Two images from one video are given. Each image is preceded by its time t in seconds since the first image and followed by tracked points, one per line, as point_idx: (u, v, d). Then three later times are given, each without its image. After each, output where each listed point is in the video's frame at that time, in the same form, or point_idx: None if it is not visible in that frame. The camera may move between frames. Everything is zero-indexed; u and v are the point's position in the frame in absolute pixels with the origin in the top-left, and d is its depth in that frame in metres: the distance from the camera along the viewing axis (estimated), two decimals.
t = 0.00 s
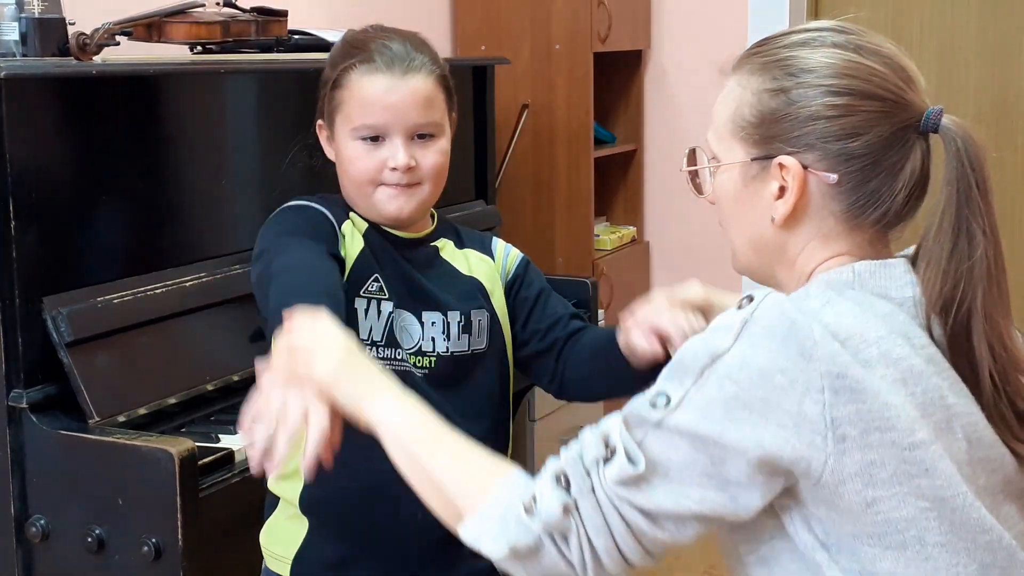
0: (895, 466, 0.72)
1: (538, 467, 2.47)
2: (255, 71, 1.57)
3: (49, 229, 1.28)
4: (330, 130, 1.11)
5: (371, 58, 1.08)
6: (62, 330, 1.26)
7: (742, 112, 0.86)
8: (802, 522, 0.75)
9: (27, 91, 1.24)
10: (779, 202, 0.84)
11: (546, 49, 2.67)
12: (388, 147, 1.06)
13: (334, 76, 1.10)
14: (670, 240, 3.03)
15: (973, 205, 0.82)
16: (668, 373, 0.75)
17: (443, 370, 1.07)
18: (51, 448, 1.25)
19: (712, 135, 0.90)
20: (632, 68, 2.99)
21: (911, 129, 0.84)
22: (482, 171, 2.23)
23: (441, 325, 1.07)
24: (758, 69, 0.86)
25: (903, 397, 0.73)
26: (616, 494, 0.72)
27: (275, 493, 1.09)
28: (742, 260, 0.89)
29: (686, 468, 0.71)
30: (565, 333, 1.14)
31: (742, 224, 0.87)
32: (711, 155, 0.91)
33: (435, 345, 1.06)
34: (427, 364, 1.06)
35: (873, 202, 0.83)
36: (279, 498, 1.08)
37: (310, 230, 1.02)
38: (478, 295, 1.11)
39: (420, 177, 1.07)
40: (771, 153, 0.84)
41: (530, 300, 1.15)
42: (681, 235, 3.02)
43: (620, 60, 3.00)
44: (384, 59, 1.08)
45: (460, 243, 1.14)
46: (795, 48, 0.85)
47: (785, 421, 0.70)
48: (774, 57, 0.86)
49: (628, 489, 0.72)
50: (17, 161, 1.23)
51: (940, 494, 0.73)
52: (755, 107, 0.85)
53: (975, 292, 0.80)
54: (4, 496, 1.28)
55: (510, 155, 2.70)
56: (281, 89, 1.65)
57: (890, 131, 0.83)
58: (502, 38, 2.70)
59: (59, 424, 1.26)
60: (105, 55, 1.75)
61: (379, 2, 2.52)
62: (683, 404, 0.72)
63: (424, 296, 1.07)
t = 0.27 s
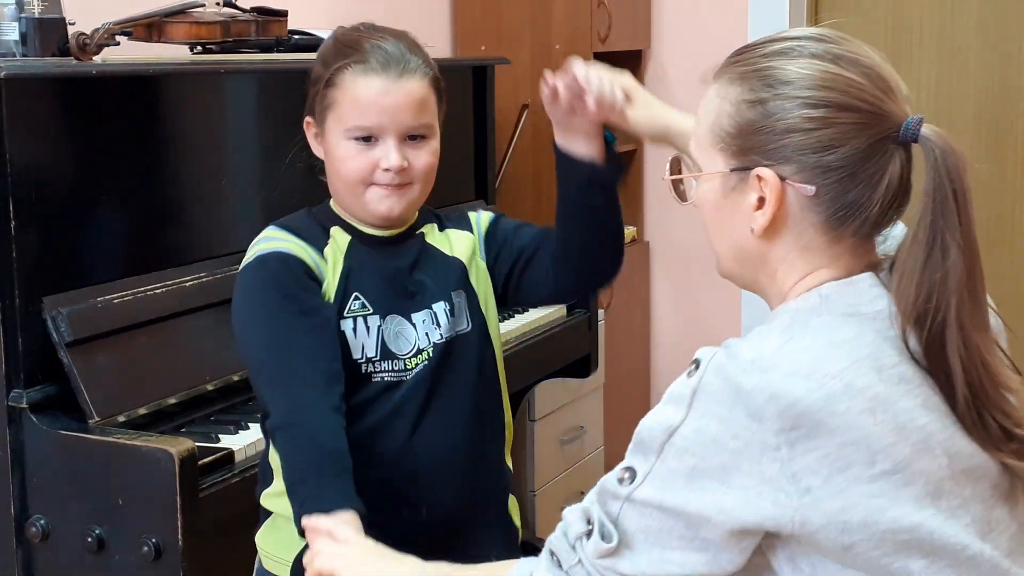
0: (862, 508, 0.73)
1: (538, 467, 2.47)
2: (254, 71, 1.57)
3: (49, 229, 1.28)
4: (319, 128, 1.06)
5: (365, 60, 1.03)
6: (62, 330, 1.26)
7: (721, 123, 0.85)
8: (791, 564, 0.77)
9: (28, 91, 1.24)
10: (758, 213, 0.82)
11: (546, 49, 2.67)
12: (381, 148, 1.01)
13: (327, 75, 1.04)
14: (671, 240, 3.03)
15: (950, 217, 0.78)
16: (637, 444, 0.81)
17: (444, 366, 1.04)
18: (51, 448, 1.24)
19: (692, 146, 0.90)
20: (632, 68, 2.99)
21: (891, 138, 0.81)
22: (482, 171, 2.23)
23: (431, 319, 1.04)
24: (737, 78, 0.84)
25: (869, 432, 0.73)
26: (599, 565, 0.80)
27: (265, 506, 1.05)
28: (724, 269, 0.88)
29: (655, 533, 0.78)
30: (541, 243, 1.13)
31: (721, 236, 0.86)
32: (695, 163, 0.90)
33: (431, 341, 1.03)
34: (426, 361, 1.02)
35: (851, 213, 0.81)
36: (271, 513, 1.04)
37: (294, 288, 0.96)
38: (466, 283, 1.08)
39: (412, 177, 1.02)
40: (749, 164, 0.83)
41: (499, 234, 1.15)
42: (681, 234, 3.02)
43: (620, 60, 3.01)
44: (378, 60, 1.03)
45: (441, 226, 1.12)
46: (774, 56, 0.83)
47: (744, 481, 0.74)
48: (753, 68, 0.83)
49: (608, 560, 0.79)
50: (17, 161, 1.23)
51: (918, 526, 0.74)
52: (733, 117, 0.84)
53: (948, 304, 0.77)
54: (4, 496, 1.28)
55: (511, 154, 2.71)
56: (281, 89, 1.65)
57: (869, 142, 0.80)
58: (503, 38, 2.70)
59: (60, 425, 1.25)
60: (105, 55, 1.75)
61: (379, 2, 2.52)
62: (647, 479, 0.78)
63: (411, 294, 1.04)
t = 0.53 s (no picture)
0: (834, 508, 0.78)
1: (538, 467, 2.47)
2: (255, 71, 1.57)
3: (49, 229, 1.28)
4: (295, 129, 1.05)
5: (343, 60, 1.02)
6: (62, 330, 1.26)
7: (709, 131, 0.88)
8: (773, 559, 0.81)
9: (28, 91, 1.24)
10: (748, 219, 0.85)
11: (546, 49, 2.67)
12: (358, 150, 1.00)
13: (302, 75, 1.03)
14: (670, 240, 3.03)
15: (934, 217, 0.81)
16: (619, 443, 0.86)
17: (428, 365, 1.05)
18: (51, 448, 1.25)
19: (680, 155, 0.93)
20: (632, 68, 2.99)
21: (875, 143, 0.84)
22: (482, 171, 2.23)
23: (411, 318, 1.04)
24: (723, 87, 0.88)
25: (846, 434, 0.77)
26: (581, 555, 0.85)
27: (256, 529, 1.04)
28: (716, 275, 0.91)
29: (635, 528, 0.83)
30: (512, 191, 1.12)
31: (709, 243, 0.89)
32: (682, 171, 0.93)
33: (413, 336, 1.04)
34: (409, 357, 1.03)
35: (839, 216, 0.84)
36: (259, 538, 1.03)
37: (258, 318, 0.96)
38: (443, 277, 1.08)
39: (390, 179, 1.01)
40: (738, 172, 0.86)
41: (468, 201, 1.14)
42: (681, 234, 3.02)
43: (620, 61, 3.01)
44: (356, 60, 1.02)
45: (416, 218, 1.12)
46: (759, 65, 0.86)
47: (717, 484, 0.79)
48: (740, 75, 0.87)
49: (588, 551, 0.84)
50: (17, 161, 1.23)
51: (895, 525, 0.77)
52: (722, 125, 0.87)
53: (928, 303, 0.80)
54: (4, 495, 1.28)
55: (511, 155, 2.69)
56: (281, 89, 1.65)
57: (855, 146, 0.84)
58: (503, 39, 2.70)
59: (59, 424, 1.25)
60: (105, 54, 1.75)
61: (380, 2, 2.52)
62: (625, 476, 0.83)
63: (390, 292, 1.04)
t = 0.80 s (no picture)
0: (880, 499, 0.78)
1: (538, 467, 2.47)
2: (255, 71, 1.57)
3: (49, 229, 1.28)
4: (274, 129, 1.05)
5: (318, 58, 1.02)
6: (62, 330, 1.26)
7: (729, 121, 0.90)
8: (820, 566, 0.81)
9: (28, 90, 1.24)
10: (770, 208, 0.87)
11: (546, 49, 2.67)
12: (335, 147, 1.00)
13: (279, 73, 1.03)
14: (670, 240, 3.03)
15: (959, 207, 0.83)
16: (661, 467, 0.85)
17: (414, 365, 1.04)
18: (51, 448, 1.25)
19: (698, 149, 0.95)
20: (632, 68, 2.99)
21: (898, 133, 0.86)
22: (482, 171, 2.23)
23: (395, 320, 1.03)
24: (743, 76, 0.89)
25: (885, 429, 0.78)
26: None
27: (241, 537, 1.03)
28: (735, 268, 0.93)
29: (692, 554, 0.81)
30: (495, 190, 1.11)
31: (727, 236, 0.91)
32: (699, 162, 0.95)
33: (397, 337, 1.03)
34: (393, 358, 1.02)
35: (863, 206, 0.85)
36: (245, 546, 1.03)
37: (239, 322, 0.95)
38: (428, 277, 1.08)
39: (369, 176, 1.01)
40: (760, 161, 0.88)
41: (451, 202, 1.13)
42: (682, 234, 3.02)
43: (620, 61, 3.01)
44: (332, 58, 1.02)
45: (400, 218, 1.11)
46: (780, 55, 0.88)
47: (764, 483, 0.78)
48: (759, 65, 0.88)
49: None
50: (17, 161, 1.23)
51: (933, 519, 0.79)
52: (742, 115, 0.89)
53: (959, 295, 0.82)
54: (4, 495, 1.28)
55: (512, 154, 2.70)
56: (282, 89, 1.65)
57: (878, 135, 0.86)
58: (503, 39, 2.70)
59: (59, 424, 1.26)
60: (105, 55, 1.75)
61: (380, 2, 2.52)
62: (675, 498, 0.82)
63: (373, 293, 1.03)
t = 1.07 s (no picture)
0: (966, 486, 0.80)
1: (538, 467, 2.47)
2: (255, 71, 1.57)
3: (49, 229, 1.28)
4: (263, 128, 1.05)
5: (308, 58, 1.02)
6: (62, 330, 1.27)
7: (768, 111, 0.91)
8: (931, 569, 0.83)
9: (28, 90, 1.24)
10: (808, 201, 0.89)
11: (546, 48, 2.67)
12: (324, 148, 1.00)
13: (269, 73, 1.03)
14: (670, 240, 3.03)
15: (1004, 202, 0.88)
16: (774, 518, 0.85)
17: (402, 367, 1.04)
18: (51, 448, 1.25)
19: (732, 150, 0.95)
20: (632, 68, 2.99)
21: (940, 124, 0.89)
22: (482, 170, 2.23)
23: (382, 321, 1.03)
24: (781, 65, 0.91)
25: (965, 426, 0.80)
26: None
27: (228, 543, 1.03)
28: (767, 263, 0.96)
29: None
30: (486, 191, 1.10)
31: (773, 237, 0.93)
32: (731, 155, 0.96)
33: (384, 339, 1.03)
34: (380, 360, 1.02)
35: (905, 198, 0.88)
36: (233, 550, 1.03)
37: (226, 322, 0.95)
38: (417, 279, 1.07)
39: (358, 178, 1.01)
40: (798, 152, 0.89)
41: (442, 203, 1.12)
42: (682, 234, 3.01)
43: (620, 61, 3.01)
44: (322, 58, 1.02)
45: (392, 217, 1.11)
46: (819, 43, 0.90)
47: (874, 492, 0.79)
48: (797, 55, 0.90)
49: None
50: (17, 160, 1.23)
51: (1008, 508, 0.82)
52: (781, 104, 0.90)
53: (1007, 288, 0.87)
54: (4, 495, 1.28)
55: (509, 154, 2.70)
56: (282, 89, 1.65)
57: (921, 126, 0.88)
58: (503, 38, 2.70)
59: (59, 424, 1.26)
60: (105, 54, 1.75)
61: (381, 2, 2.52)
62: (806, 547, 0.83)
63: (359, 295, 1.03)
